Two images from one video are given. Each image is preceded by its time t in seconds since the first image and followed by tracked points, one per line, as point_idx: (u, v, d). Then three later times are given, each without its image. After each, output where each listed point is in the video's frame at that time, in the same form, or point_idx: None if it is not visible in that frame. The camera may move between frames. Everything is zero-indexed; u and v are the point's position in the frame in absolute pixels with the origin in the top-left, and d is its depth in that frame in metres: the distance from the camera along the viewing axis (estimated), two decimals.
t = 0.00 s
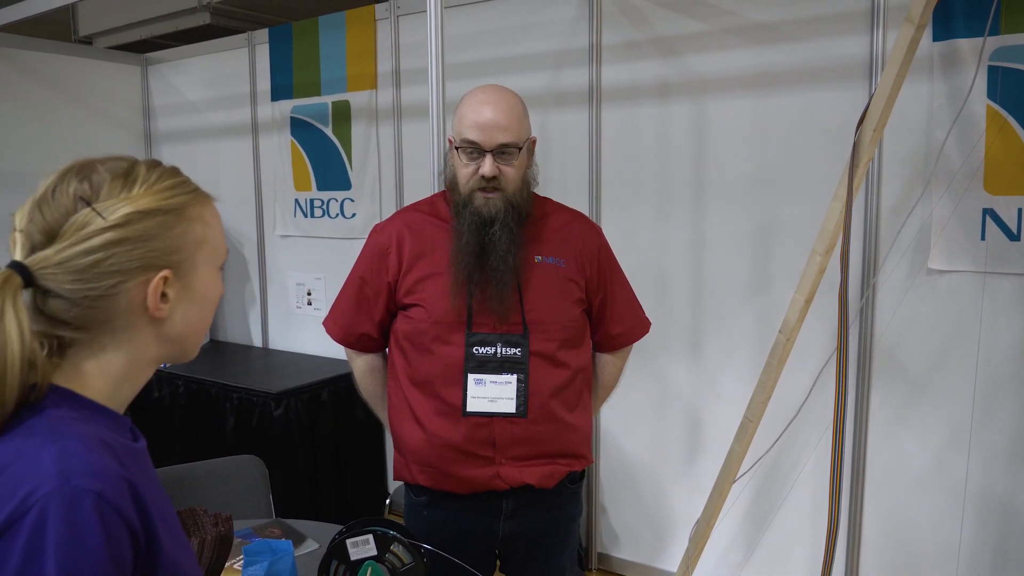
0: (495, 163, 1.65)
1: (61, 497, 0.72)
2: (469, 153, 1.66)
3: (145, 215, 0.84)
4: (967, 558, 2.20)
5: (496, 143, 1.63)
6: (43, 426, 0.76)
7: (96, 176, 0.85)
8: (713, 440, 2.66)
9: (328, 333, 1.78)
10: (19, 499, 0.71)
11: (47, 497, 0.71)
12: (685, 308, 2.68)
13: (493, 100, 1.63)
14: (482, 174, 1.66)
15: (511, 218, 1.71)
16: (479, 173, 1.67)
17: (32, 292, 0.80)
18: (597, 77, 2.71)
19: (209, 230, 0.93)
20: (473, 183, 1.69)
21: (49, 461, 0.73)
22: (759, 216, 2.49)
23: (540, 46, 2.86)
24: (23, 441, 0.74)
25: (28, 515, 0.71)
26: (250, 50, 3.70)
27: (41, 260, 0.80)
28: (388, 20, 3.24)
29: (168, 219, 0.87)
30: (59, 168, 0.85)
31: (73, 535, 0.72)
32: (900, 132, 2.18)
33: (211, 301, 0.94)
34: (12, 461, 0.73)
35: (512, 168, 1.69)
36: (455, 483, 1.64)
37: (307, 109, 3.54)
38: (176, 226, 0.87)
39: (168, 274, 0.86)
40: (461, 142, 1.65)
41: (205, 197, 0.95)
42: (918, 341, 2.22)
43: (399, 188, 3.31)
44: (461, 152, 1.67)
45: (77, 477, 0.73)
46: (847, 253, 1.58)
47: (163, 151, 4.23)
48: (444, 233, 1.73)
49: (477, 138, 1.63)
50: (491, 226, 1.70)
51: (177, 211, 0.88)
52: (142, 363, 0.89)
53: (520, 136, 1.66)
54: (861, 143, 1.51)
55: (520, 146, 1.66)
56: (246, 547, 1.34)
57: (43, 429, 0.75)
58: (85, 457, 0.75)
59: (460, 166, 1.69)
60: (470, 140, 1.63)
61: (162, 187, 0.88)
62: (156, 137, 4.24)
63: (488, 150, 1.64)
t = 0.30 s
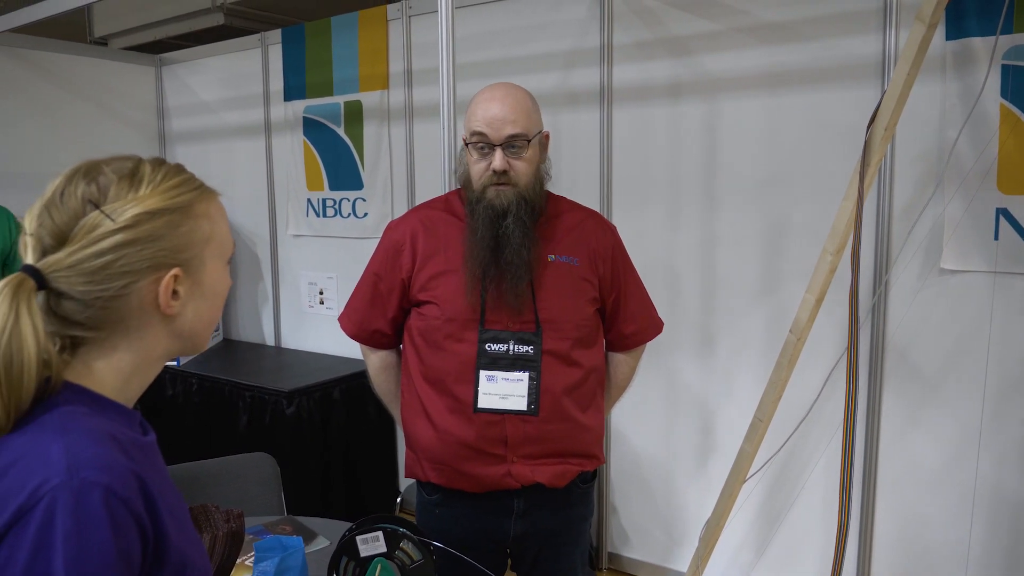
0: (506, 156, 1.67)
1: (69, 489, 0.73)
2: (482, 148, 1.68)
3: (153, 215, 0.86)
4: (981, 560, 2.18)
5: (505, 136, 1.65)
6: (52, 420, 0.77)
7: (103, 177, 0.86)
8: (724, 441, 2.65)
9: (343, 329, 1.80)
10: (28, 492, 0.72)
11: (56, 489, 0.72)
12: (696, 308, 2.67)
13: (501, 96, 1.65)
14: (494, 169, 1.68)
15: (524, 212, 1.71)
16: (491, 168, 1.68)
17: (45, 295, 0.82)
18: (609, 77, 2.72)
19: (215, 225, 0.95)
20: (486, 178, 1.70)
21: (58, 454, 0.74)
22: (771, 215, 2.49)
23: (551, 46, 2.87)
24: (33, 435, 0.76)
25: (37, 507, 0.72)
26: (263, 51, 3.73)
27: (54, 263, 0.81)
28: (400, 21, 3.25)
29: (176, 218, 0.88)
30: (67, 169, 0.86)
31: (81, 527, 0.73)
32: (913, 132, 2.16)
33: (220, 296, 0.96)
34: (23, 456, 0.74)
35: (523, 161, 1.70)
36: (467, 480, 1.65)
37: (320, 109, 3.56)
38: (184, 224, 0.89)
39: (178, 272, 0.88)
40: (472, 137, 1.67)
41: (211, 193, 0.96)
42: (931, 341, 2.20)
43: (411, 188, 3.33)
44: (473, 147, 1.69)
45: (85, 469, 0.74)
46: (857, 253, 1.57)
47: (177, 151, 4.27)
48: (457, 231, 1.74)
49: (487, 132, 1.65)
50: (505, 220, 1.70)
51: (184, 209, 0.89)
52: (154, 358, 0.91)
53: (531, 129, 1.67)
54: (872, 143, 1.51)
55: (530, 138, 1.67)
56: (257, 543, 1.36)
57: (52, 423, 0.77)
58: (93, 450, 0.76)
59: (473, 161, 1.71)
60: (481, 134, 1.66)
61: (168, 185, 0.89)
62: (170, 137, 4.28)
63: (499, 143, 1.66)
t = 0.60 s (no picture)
0: (519, 150, 1.68)
1: (85, 480, 0.74)
2: (495, 144, 1.70)
3: (148, 201, 0.86)
4: (994, 562, 2.17)
5: (517, 130, 1.66)
6: (66, 413, 0.78)
7: (98, 170, 0.88)
8: (735, 441, 2.65)
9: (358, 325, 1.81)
10: (44, 484, 0.73)
11: (73, 480, 0.73)
12: (707, 307, 2.67)
13: (512, 92, 1.67)
14: (507, 163, 1.69)
15: (538, 207, 1.71)
16: (504, 162, 1.69)
17: (49, 286, 0.83)
18: (619, 77, 2.71)
19: (213, 213, 0.95)
20: (500, 173, 1.71)
21: (74, 446, 0.75)
22: (782, 215, 2.48)
23: (561, 46, 2.87)
24: (48, 429, 0.77)
25: (54, 498, 0.73)
26: (276, 51, 3.75)
27: (55, 254, 0.83)
28: (411, 21, 3.27)
29: (172, 203, 0.89)
30: (64, 167, 0.89)
31: (98, 517, 0.74)
32: (925, 130, 2.15)
33: (223, 281, 0.97)
34: (38, 449, 0.75)
35: (536, 154, 1.70)
36: (480, 476, 1.65)
37: (332, 109, 3.58)
38: (180, 209, 0.90)
39: (178, 256, 0.89)
40: (484, 133, 1.69)
41: (209, 186, 0.97)
42: (944, 342, 2.19)
43: (422, 188, 3.34)
44: (487, 143, 1.71)
45: (100, 460, 0.75)
46: (868, 252, 1.56)
47: (191, 151, 4.31)
48: (472, 227, 1.75)
49: (499, 128, 1.66)
50: (520, 216, 1.71)
51: (180, 195, 0.90)
52: (164, 345, 0.92)
53: (542, 122, 1.68)
54: (883, 141, 1.50)
55: (541, 131, 1.67)
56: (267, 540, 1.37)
57: (67, 416, 0.78)
58: (108, 441, 0.77)
59: (487, 157, 1.72)
60: (494, 129, 1.67)
61: (163, 175, 0.91)
62: (184, 137, 4.32)
63: (511, 138, 1.67)
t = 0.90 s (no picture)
0: (529, 149, 1.68)
1: (97, 479, 0.74)
2: (506, 143, 1.70)
3: (145, 185, 0.88)
4: (1006, 565, 2.15)
5: (526, 129, 1.66)
6: (79, 410, 0.79)
7: (98, 158, 0.90)
8: (743, 441, 2.64)
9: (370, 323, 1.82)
10: (56, 481, 0.74)
11: (84, 478, 0.74)
12: (716, 307, 2.66)
13: (521, 91, 1.67)
14: (518, 162, 1.69)
15: (549, 204, 1.72)
16: (515, 161, 1.70)
17: (51, 273, 0.84)
18: (628, 76, 2.71)
19: (210, 201, 0.97)
20: (511, 172, 1.72)
21: (86, 444, 0.76)
22: (792, 215, 2.47)
23: (571, 45, 2.87)
24: (60, 426, 0.77)
25: (65, 496, 0.74)
26: (287, 51, 3.77)
27: (56, 238, 0.84)
28: (421, 21, 3.27)
29: (169, 187, 0.91)
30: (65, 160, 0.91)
31: (109, 515, 0.74)
32: (936, 130, 2.13)
33: (225, 272, 0.98)
34: (50, 446, 0.76)
35: (547, 153, 1.71)
36: (489, 474, 1.66)
37: (342, 109, 3.60)
38: (178, 194, 0.91)
39: (179, 238, 0.90)
40: (495, 132, 1.69)
41: (204, 177, 0.98)
42: (955, 343, 2.17)
43: (431, 187, 3.35)
44: (497, 142, 1.71)
45: (112, 459, 0.76)
46: (878, 252, 1.56)
47: (202, 151, 4.33)
48: (482, 225, 1.76)
49: (509, 127, 1.67)
50: (532, 214, 1.71)
51: (177, 181, 0.92)
52: (169, 336, 0.92)
53: (553, 121, 1.68)
54: (892, 139, 1.49)
55: (549, 129, 1.68)
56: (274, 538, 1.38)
57: (79, 414, 0.78)
58: (120, 440, 0.78)
59: (498, 156, 1.73)
60: (504, 129, 1.67)
61: (160, 163, 0.93)
62: (195, 137, 4.34)
63: (521, 136, 1.67)
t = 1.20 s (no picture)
0: (532, 152, 1.68)
1: (98, 479, 0.75)
2: (507, 145, 1.70)
3: (153, 188, 0.88)
4: (1014, 566, 2.14)
5: (528, 131, 1.66)
6: (82, 410, 0.79)
7: (106, 160, 0.90)
8: (750, 441, 2.63)
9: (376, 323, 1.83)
10: (59, 481, 0.75)
11: (86, 478, 0.74)
12: (722, 307, 2.65)
13: (526, 92, 1.67)
14: (520, 164, 1.69)
15: (549, 208, 1.71)
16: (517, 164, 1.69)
17: (59, 276, 0.85)
18: (635, 75, 2.70)
19: (218, 204, 0.97)
20: (513, 173, 1.71)
21: (88, 444, 0.76)
22: (799, 214, 2.46)
23: (577, 44, 2.86)
24: (64, 425, 0.78)
25: (68, 496, 0.74)
26: (294, 51, 3.78)
27: (64, 241, 0.85)
28: (428, 21, 3.28)
29: (176, 190, 0.91)
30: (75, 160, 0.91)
31: (110, 515, 0.75)
32: (945, 129, 2.12)
33: (232, 274, 0.99)
34: (54, 446, 0.77)
35: (549, 156, 1.70)
36: (492, 473, 1.66)
37: (349, 109, 3.60)
38: (186, 197, 0.91)
39: (186, 242, 0.90)
40: (498, 134, 1.69)
41: (214, 179, 0.99)
42: (963, 343, 2.16)
43: (438, 187, 3.35)
44: (499, 145, 1.71)
45: (113, 459, 0.76)
46: (885, 251, 1.55)
47: (210, 150, 4.35)
48: (488, 226, 1.76)
49: (512, 129, 1.66)
50: (534, 217, 1.71)
51: (185, 183, 0.92)
52: (174, 337, 0.93)
53: (556, 124, 1.68)
54: (899, 138, 1.49)
55: (552, 133, 1.68)
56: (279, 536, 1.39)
57: (82, 413, 0.79)
58: (121, 440, 0.78)
59: (500, 158, 1.73)
60: (507, 131, 1.67)
61: (168, 165, 0.93)
62: (203, 137, 4.36)
63: (524, 139, 1.67)
